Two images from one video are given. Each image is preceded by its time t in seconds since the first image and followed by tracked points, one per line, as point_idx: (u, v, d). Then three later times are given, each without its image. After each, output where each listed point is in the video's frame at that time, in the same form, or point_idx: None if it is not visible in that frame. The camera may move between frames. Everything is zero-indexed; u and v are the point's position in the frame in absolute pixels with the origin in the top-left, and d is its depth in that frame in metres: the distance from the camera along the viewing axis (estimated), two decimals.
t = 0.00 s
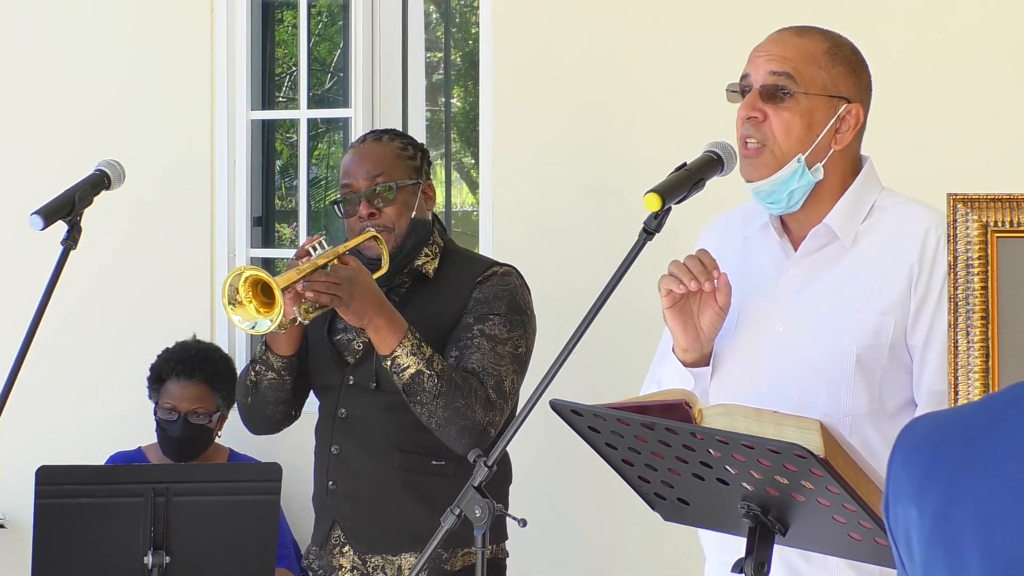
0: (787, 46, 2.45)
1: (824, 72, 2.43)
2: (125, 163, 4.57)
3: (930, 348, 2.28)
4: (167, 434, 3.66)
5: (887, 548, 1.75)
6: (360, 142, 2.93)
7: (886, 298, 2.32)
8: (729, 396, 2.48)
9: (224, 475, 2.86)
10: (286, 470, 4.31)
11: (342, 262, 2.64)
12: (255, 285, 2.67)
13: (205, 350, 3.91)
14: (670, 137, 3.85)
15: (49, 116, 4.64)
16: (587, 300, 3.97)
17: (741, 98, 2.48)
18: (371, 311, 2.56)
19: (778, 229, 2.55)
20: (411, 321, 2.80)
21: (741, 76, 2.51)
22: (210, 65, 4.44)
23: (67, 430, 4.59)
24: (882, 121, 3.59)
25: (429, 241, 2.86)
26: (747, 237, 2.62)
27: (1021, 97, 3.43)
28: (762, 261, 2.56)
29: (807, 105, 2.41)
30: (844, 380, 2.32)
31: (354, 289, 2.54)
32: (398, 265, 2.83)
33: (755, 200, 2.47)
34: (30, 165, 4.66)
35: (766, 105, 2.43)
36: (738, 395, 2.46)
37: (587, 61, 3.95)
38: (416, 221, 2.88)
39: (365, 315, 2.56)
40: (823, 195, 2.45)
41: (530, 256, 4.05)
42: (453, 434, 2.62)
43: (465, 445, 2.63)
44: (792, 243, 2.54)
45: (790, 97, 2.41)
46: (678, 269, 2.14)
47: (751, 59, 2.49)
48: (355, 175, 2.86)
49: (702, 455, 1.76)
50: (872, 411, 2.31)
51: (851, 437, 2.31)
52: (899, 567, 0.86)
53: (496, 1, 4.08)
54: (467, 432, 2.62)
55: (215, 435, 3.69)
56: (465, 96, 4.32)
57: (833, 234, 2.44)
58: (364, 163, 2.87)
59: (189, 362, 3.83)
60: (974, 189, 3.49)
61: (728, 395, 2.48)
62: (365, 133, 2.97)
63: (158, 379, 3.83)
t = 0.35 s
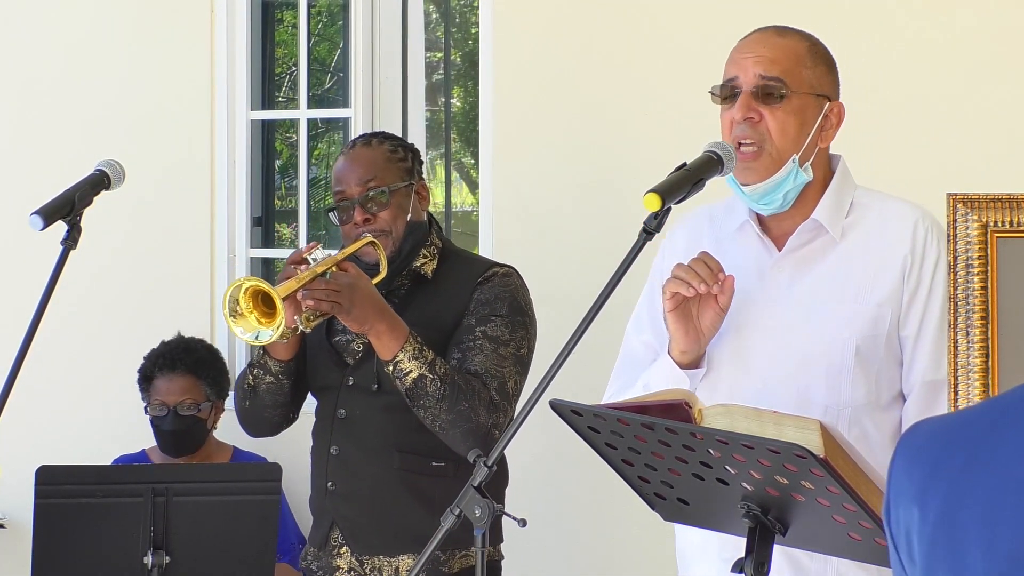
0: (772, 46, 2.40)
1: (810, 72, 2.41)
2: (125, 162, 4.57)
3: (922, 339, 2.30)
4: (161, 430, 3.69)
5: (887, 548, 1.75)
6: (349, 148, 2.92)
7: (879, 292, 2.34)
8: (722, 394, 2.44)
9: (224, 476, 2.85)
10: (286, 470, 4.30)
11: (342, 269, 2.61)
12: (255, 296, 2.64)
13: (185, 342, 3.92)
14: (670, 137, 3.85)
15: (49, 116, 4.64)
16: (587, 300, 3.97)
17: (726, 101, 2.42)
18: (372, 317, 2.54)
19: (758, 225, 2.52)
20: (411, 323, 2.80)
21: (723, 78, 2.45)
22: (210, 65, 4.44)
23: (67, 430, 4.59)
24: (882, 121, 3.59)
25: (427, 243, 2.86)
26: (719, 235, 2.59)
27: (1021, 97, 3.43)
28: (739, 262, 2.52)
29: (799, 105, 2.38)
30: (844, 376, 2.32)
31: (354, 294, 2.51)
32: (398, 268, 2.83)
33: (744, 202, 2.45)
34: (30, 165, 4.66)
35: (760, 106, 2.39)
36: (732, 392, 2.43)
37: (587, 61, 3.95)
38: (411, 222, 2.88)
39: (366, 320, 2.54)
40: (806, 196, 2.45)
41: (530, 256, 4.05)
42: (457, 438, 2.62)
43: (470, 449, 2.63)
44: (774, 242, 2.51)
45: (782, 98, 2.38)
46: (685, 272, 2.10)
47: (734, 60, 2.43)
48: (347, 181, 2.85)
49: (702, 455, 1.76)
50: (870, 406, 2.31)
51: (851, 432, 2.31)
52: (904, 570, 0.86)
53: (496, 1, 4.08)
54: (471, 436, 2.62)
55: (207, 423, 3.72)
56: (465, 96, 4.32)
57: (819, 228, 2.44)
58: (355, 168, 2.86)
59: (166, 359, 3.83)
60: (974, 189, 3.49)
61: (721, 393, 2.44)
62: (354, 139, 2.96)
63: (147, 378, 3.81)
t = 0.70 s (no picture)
0: (732, 43, 2.40)
1: (772, 63, 2.40)
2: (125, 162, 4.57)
3: (917, 330, 2.30)
4: (170, 425, 3.67)
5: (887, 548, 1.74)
6: (352, 141, 2.94)
7: (873, 282, 2.34)
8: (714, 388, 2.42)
9: (224, 476, 2.86)
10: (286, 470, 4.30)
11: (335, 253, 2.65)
12: (242, 275, 2.66)
13: (196, 341, 3.93)
14: (670, 137, 3.85)
15: (49, 115, 4.64)
16: (587, 300, 3.97)
17: (699, 105, 2.39)
18: (362, 301, 2.57)
19: (746, 220, 2.51)
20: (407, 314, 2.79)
21: (690, 85, 2.43)
22: (211, 65, 4.44)
23: (68, 430, 4.59)
24: (883, 121, 3.59)
25: (424, 236, 2.86)
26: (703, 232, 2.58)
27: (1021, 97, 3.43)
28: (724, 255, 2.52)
29: (773, 92, 2.37)
30: (838, 365, 2.31)
31: (343, 278, 2.54)
32: (394, 258, 2.82)
33: (733, 200, 2.41)
34: (30, 165, 4.66)
35: (736, 101, 2.37)
36: (724, 386, 2.41)
37: (587, 61, 3.95)
38: (409, 216, 2.88)
39: (356, 304, 2.56)
40: (791, 190, 2.46)
41: (530, 256, 4.05)
42: (448, 423, 2.61)
43: (461, 435, 2.62)
44: (764, 235, 2.50)
45: (753, 90, 2.37)
46: (701, 250, 2.07)
47: (698, 63, 2.41)
48: (348, 171, 2.87)
49: (702, 455, 1.76)
50: (865, 394, 2.31)
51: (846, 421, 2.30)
52: (900, 570, 0.84)
53: (496, 1, 4.08)
54: (463, 421, 2.61)
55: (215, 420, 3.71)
56: (465, 96, 4.33)
57: (810, 219, 2.43)
58: (357, 159, 2.88)
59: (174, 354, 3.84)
60: (974, 189, 3.48)
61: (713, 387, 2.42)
62: (358, 133, 2.98)
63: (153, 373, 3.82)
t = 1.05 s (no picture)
0: (722, 49, 2.36)
1: (763, 67, 2.37)
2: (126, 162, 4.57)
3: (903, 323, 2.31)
4: (183, 422, 3.68)
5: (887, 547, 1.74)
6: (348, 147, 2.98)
7: (860, 280, 2.35)
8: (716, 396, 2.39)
9: (224, 476, 2.86)
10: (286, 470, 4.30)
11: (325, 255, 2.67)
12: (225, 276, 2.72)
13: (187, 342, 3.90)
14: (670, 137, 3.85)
15: (49, 115, 4.64)
16: (587, 300, 3.97)
17: (694, 111, 2.35)
18: (352, 299, 2.57)
19: (726, 227, 2.48)
20: (406, 313, 2.80)
21: (678, 91, 2.38)
22: (211, 65, 4.44)
23: (67, 430, 4.59)
24: (883, 121, 3.58)
25: (421, 236, 2.86)
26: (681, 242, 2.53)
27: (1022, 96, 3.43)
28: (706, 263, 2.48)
29: (767, 98, 2.34)
30: (839, 361, 2.31)
31: (330, 277, 2.55)
32: (391, 260, 2.83)
33: (723, 203, 2.36)
34: (31, 165, 4.66)
35: (734, 106, 2.33)
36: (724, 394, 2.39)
37: (587, 61, 3.95)
38: (405, 216, 2.89)
39: (346, 302, 2.57)
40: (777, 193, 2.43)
41: (530, 256, 4.05)
42: (445, 418, 2.60)
43: (459, 429, 2.61)
44: (745, 241, 2.48)
45: (747, 95, 2.33)
46: (705, 269, 2.06)
47: (689, 69, 2.37)
48: (342, 176, 2.91)
49: (702, 455, 1.76)
50: (857, 389, 2.30)
51: (847, 419, 2.29)
52: (902, 567, 0.89)
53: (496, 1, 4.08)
54: (460, 415, 2.59)
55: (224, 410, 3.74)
56: (466, 96, 4.33)
57: (796, 220, 2.41)
58: (350, 164, 2.92)
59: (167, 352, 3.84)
60: (975, 189, 3.49)
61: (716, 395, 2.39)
62: (353, 140, 3.02)
63: (150, 376, 3.80)
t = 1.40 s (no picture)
0: (723, 52, 2.36)
1: (762, 73, 2.37)
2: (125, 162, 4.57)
3: (896, 324, 2.32)
4: (178, 426, 3.67)
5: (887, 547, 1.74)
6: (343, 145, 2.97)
7: (853, 280, 2.35)
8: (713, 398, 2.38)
9: (224, 476, 2.86)
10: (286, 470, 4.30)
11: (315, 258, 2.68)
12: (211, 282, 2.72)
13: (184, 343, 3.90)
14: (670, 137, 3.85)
15: (49, 115, 4.64)
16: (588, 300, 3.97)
17: (692, 115, 2.34)
18: (343, 301, 2.58)
19: (718, 231, 2.46)
20: (401, 312, 2.81)
21: (679, 94, 2.37)
22: (211, 64, 4.44)
23: (68, 430, 4.59)
24: (883, 120, 3.58)
25: (417, 233, 2.88)
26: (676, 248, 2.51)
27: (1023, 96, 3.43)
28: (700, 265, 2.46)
29: (766, 104, 2.33)
30: (832, 362, 2.32)
31: (321, 281, 2.56)
32: (387, 259, 2.84)
33: (717, 208, 2.38)
34: (31, 164, 4.66)
35: (731, 111, 2.31)
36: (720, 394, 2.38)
37: (587, 61, 3.95)
38: (400, 214, 2.89)
39: (337, 305, 2.58)
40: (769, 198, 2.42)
41: (530, 256, 4.05)
42: (440, 417, 2.59)
43: (454, 429, 2.60)
44: (738, 245, 2.46)
45: (747, 101, 2.31)
46: (679, 272, 2.05)
47: (688, 72, 2.36)
48: (337, 176, 2.89)
49: (702, 455, 1.76)
50: (850, 389, 2.30)
51: (843, 421, 2.30)
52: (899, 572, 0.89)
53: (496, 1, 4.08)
54: (454, 414, 2.59)
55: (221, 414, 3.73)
56: (466, 96, 4.33)
57: (788, 224, 2.41)
58: (345, 163, 2.91)
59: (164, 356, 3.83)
60: (975, 189, 3.48)
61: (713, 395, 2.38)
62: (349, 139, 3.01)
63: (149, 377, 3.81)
